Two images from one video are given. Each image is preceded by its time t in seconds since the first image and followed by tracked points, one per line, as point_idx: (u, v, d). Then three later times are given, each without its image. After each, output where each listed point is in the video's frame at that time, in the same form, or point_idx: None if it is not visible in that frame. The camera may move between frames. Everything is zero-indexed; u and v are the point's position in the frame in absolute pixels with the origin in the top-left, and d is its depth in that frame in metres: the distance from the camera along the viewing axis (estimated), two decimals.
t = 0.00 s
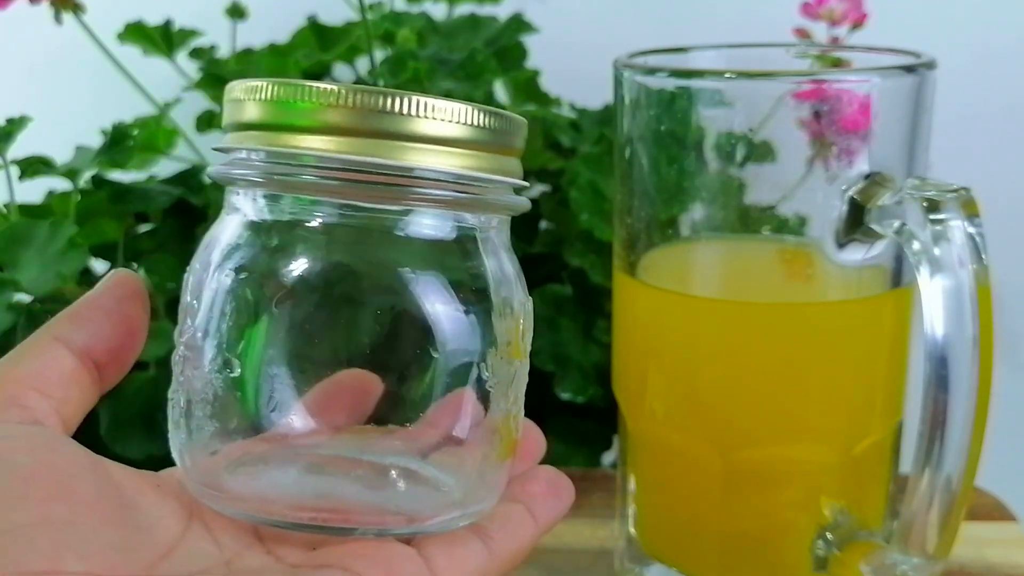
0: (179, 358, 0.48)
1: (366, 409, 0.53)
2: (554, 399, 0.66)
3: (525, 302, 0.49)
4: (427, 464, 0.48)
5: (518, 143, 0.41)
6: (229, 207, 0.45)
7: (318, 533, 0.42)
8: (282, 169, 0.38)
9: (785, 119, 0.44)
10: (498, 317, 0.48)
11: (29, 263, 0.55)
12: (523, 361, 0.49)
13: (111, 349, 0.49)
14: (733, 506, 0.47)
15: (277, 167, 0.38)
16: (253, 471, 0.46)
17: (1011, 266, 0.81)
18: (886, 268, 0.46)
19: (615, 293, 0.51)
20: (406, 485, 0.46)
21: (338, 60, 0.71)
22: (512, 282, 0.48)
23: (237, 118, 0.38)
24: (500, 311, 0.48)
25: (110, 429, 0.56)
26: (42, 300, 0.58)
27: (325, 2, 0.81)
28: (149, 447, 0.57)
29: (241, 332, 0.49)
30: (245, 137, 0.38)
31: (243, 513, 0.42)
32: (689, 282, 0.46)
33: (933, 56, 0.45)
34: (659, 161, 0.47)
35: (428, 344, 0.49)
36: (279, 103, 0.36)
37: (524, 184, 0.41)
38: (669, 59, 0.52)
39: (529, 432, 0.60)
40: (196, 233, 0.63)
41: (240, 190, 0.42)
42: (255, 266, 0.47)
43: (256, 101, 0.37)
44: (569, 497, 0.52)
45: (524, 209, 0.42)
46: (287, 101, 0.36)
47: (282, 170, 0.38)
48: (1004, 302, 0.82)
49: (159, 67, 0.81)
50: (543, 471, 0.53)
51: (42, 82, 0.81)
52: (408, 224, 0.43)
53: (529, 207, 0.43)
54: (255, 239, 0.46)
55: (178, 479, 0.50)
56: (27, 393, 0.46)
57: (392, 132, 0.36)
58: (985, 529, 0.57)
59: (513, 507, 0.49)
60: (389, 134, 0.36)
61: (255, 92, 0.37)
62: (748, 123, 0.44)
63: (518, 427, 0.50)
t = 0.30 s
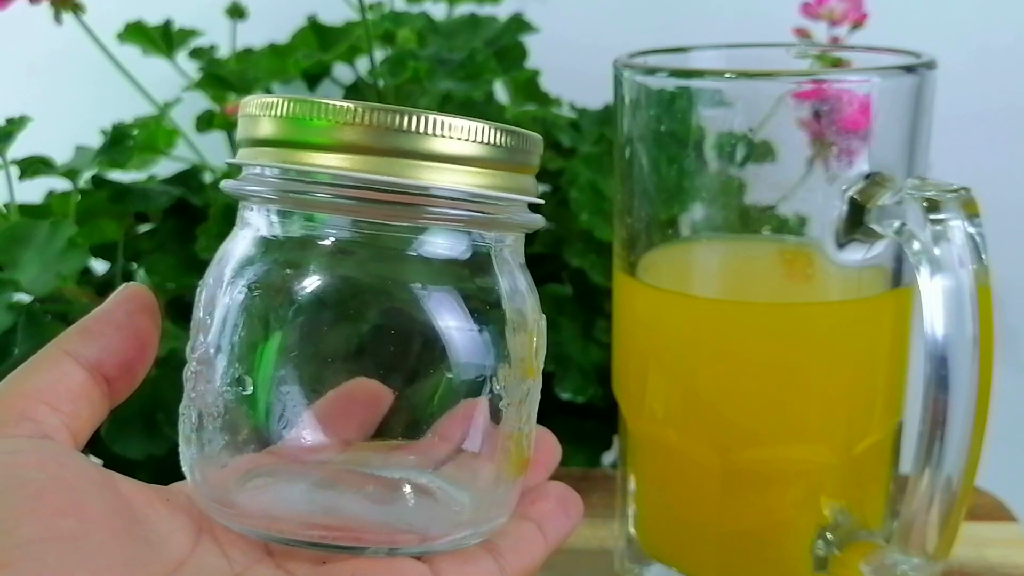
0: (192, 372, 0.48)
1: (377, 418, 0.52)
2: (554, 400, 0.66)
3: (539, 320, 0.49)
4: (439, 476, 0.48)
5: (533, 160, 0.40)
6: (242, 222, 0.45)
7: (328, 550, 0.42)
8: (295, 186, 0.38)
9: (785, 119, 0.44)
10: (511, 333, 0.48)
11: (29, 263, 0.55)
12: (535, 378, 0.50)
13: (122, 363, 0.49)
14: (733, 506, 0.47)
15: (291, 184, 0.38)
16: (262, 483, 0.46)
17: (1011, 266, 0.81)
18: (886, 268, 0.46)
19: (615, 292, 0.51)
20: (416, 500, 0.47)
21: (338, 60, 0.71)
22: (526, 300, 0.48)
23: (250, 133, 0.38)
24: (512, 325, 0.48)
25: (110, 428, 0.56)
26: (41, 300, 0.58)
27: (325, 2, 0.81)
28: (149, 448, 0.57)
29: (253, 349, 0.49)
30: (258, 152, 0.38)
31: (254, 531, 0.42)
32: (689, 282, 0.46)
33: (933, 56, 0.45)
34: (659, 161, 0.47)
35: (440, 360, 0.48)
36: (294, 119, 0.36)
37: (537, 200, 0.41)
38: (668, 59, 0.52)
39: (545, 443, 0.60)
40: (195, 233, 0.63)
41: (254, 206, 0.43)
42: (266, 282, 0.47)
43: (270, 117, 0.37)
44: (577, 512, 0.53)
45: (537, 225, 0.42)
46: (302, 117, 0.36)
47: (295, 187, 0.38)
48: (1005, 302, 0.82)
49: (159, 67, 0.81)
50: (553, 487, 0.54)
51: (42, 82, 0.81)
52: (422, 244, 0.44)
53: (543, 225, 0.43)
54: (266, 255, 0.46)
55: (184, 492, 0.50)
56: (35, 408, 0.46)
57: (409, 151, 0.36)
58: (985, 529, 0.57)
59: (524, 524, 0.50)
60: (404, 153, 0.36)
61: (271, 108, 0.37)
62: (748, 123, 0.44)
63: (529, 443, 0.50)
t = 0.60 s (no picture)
0: (183, 373, 0.48)
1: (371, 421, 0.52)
2: (554, 400, 0.66)
3: (536, 322, 0.49)
4: (432, 483, 0.48)
5: (529, 159, 0.40)
6: (236, 222, 0.45)
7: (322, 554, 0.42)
8: (289, 185, 0.38)
9: (785, 119, 0.44)
10: (506, 335, 0.48)
11: (29, 263, 0.55)
12: (531, 380, 0.49)
13: (115, 366, 0.49)
14: (733, 506, 0.47)
15: (285, 183, 0.38)
16: (254, 490, 0.46)
17: (1011, 266, 0.81)
18: (886, 268, 0.46)
19: (616, 293, 0.51)
20: (411, 504, 0.47)
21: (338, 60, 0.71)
22: (523, 301, 0.48)
23: (244, 132, 0.38)
24: (507, 327, 0.48)
25: (110, 428, 0.56)
26: (41, 300, 0.58)
27: (325, 2, 0.81)
28: (148, 448, 0.57)
29: (247, 350, 0.49)
30: (252, 151, 0.38)
31: (248, 534, 0.42)
32: (689, 282, 0.46)
33: (933, 56, 0.45)
34: (659, 161, 0.47)
35: (433, 360, 0.48)
36: (288, 118, 0.36)
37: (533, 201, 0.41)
38: (668, 59, 0.52)
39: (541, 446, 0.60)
40: (196, 233, 0.63)
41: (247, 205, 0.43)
42: (260, 282, 0.47)
43: (264, 115, 0.37)
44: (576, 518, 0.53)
45: (533, 225, 0.42)
46: (296, 115, 0.36)
47: (289, 186, 0.38)
48: (1005, 302, 0.82)
49: (159, 67, 0.81)
50: (552, 491, 0.54)
51: (42, 82, 0.81)
52: (417, 243, 0.43)
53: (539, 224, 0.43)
54: (260, 255, 0.46)
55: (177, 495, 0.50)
56: (27, 411, 0.46)
57: (404, 150, 0.36)
58: (985, 529, 0.57)
59: (521, 528, 0.50)
60: (398, 151, 0.36)
61: (265, 107, 0.37)
62: (748, 123, 0.44)
63: (525, 447, 0.50)
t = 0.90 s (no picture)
0: (192, 376, 0.48)
1: (381, 431, 0.52)
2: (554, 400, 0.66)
3: (545, 321, 0.49)
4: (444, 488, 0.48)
5: (538, 158, 0.41)
6: (245, 224, 0.45)
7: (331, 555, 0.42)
8: (301, 184, 0.38)
9: (785, 119, 0.44)
10: (517, 337, 0.48)
11: (28, 264, 0.54)
12: (542, 379, 0.49)
13: (139, 355, 0.49)
14: (734, 506, 0.47)
15: (296, 182, 0.37)
16: (266, 494, 0.46)
17: (1011, 266, 0.81)
18: (886, 268, 0.46)
19: (616, 293, 0.51)
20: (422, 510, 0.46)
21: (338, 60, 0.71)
22: (533, 301, 0.48)
23: (253, 133, 0.38)
24: (518, 329, 0.48)
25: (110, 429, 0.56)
26: (41, 300, 0.58)
27: (325, 2, 0.81)
28: (149, 448, 0.57)
29: (257, 351, 0.49)
30: (262, 152, 0.38)
31: (256, 536, 0.42)
32: (689, 282, 0.46)
33: (933, 56, 0.45)
34: (659, 161, 0.47)
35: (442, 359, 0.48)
36: (298, 117, 0.36)
37: (542, 200, 0.41)
38: (668, 59, 0.51)
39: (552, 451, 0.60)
40: (195, 233, 0.63)
41: (258, 207, 0.42)
42: (269, 283, 0.47)
43: (275, 116, 0.37)
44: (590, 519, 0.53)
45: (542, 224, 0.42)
46: (307, 114, 0.36)
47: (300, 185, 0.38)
48: (1005, 302, 0.82)
49: (159, 67, 0.81)
50: (566, 496, 0.54)
51: (42, 82, 0.81)
52: (427, 238, 0.43)
53: (546, 223, 0.43)
54: (269, 255, 0.46)
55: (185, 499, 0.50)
56: (54, 399, 0.45)
57: (412, 147, 0.36)
58: (985, 529, 0.57)
59: (534, 530, 0.51)
60: (408, 148, 0.36)
61: (275, 107, 0.37)
62: (748, 123, 0.44)
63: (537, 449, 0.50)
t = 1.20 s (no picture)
0: (183, 382, 0.47)
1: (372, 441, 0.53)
2: (554, 400, 0.66)
3: (530, 322, 0.49)
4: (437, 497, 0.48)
5: (518, 162, 0.40)
6: (238, 230, 0.45)
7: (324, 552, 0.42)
8: (287, 187, 0.38)
9: (785, 119, 0.44)
10: (503, 338, 0.48)
11: (28, 264, 0.54)
12: (529, 379, 0.50)
13: (158, 343, 0.48)
14: (734, 506, 0.47)
15: (282, 184, 0.38)
16: (259, 497, 0.46)
17: (1011, 266, 0.81)
18: (886, 268, 0.46)
19: (616, 293, 0.51)
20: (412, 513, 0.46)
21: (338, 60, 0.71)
22: (515, 301, 0.48)
23: (239, 141, 0.38)
24: (504, 330, 0.48)
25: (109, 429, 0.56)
26: (41, 300, 0.58)
27: (325, 2, 0.81)
28: (149, 448, 0.56)
29: (249, 356, 0.49)
30: (247, 159, 0.38)
31: (250, 535, 0.42)
32: (689, 283, 0.46)
33: (933, 56, 0.45)
34: (659, 161, 0.47)
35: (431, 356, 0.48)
36: (281, 122, 0.36)
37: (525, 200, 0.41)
38: (668, 59, 0.51)
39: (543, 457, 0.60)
40: (195, 232, 0.63)
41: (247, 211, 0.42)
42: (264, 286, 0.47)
43: (259, 122, 0.37)
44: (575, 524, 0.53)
45: (524, 224, 0.42)
46: (290, 119, 0.36)
47: (286, 188, 0.38)
48: (1005, 302, 0.82)
49: (159, 67, 0.81)
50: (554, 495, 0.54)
51: (42, 82, 0.81)
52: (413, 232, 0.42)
53: (529, 224, 0.43)
54: (262, 258, 0.46)
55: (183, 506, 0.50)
56: (76, 393, 0.45)
57: (393, 148, 0.36)
58: (985, 529, 0.58)
59: (523, 530, 0.51)
60: (389, 149, 0.36)
61: (260, 114, 0.37)
62: (748, 123, 0.44)
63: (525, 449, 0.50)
